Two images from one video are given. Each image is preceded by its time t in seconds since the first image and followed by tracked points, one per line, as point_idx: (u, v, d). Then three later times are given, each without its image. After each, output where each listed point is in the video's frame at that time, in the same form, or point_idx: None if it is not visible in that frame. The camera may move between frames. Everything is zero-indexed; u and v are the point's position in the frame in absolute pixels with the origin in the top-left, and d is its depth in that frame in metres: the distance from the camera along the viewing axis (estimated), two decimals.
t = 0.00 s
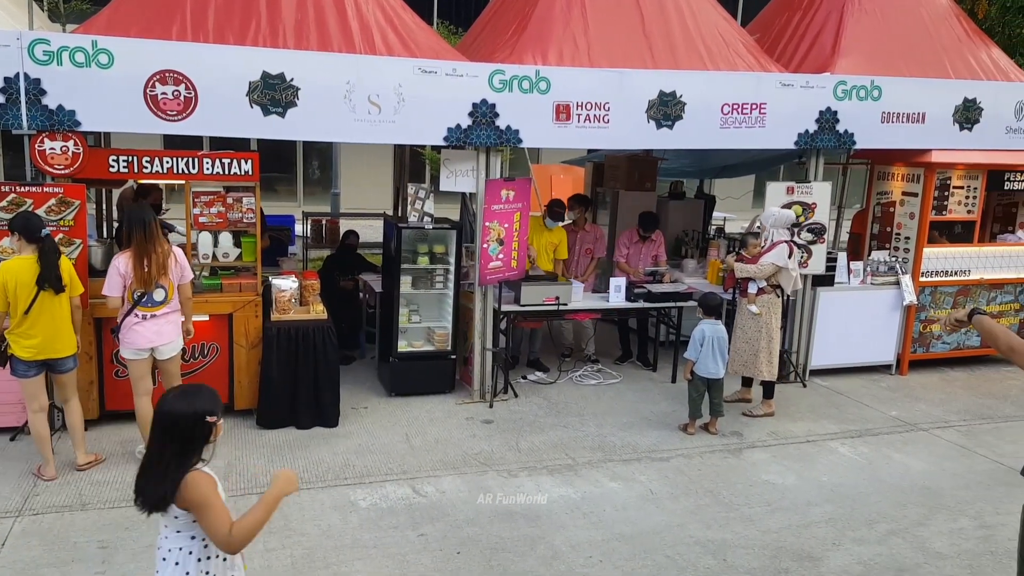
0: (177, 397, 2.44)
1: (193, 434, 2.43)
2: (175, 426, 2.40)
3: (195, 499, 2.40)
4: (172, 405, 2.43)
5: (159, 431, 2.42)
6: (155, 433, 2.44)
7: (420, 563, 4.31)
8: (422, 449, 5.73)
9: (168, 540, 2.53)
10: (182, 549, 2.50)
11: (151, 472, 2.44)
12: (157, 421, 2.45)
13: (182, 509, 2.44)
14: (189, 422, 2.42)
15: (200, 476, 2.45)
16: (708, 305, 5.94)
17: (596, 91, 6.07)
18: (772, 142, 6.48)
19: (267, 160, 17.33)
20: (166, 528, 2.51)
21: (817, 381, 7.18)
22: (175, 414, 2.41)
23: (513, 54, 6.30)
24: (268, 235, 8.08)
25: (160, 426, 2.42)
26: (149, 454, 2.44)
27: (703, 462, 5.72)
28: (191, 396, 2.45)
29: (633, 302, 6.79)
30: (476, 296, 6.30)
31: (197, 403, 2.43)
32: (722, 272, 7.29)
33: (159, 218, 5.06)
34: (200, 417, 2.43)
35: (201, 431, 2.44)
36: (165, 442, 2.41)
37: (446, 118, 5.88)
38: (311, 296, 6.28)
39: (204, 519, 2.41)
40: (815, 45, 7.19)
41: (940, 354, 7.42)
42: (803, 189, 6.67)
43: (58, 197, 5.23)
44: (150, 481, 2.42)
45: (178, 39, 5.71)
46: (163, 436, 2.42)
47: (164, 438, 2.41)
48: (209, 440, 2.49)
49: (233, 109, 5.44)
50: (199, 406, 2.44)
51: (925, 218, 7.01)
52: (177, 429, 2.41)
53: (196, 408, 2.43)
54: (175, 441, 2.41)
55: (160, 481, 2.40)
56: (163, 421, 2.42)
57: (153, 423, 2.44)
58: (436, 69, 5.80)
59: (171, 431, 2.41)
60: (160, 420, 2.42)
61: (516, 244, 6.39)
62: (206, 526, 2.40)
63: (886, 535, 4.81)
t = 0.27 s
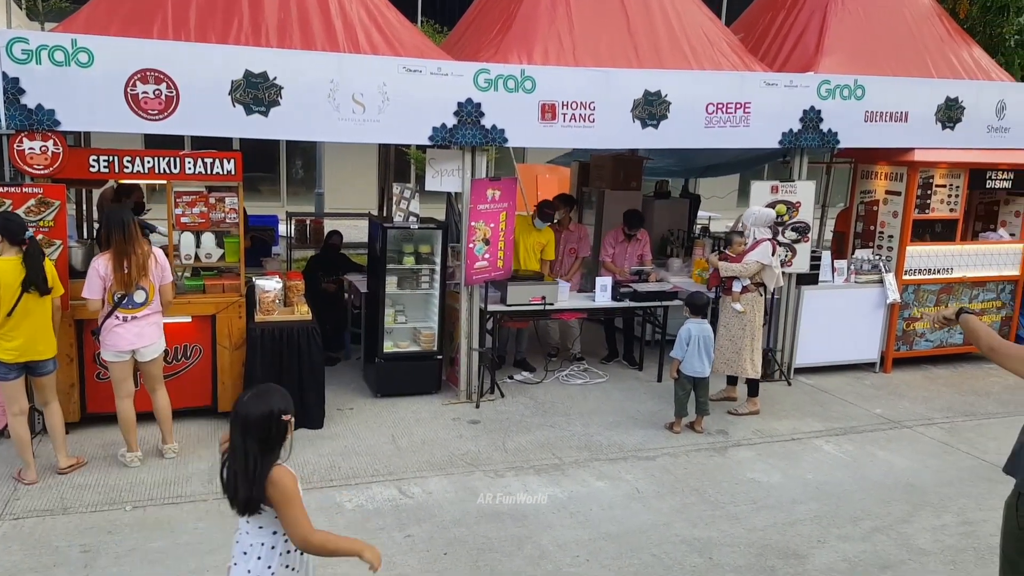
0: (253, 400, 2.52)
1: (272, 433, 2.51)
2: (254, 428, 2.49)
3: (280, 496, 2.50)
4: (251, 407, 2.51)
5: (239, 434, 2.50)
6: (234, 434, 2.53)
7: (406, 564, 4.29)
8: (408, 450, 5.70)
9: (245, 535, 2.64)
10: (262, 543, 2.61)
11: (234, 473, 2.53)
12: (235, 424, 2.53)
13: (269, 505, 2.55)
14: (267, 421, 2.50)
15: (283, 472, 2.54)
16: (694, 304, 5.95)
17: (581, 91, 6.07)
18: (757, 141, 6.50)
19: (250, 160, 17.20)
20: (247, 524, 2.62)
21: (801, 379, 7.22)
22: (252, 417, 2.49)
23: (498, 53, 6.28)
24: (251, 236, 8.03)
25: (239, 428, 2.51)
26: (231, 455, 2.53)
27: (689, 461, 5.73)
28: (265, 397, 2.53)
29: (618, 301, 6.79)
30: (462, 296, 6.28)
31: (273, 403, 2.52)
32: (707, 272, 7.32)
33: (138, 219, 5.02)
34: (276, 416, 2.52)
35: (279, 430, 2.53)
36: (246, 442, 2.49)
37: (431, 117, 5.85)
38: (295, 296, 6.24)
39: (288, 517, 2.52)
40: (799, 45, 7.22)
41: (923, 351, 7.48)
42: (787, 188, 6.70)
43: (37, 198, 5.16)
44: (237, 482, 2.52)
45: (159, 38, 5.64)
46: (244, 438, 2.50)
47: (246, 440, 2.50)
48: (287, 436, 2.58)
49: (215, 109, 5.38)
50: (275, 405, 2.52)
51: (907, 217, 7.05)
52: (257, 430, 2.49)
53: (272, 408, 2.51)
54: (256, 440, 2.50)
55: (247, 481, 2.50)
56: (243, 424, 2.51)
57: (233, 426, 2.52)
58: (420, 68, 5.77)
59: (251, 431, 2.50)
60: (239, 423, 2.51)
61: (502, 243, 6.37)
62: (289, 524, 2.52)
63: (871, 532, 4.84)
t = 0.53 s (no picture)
0: (322, 378, 2.59)
1: (338, 414, 2.57)
2: (320, 404, 2.55)
3: (336, 477, 2.53)
4: (319, 384, 2.58)
5: (305, 408, 2.56)
6: (299, 410, 2.58)
7: (389, 566, 4.26)
8: (389, 451, 5.67)
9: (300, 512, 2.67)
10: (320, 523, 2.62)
11: (292, 449, 2.57)
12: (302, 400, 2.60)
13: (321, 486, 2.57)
14: (334, 400, 2.56)
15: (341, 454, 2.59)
16: (674, 301, 5.98)
17: (560, 90, 6.07)
18: (734, 140, 6.55)
19: (224, 159, 16.98)
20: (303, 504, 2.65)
21: (778, 375, 7.31)
22: (320, 393, 2.56)
23: (477, 51, 6.26)
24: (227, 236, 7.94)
25: (305, 404, 2.57)
26: (293, 430, 2.58)
27: (669, 458, 5.77)
28: (334, 377, 2.60)
29: (598, 300, 6.83)
30: (443, 295, 6.26)
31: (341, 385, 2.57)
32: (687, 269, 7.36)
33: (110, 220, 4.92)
34: (343, 398, 2.58)
35: (344, 412, 2.58)
36: (311, 418, 2.54)
37: (410, 115, 5.81)
38: (273, 298, 6.16)
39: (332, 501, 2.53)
40: (775, 45, 7.30)
41: (897, 347, 7.61)
42: (764, 186, 6.76)
43: (7, 198, 5.04)
44: (294, 456, 2.56)
45: (133, 34, 5.53)
46: (308, 414, 2.56)
47: (311, 416, 2.56)
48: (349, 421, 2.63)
49: (190, 107, 5.30)
50: (343, 387, 2.57)
51: (881, 214, 7.17)
52: (323, 408, 2.55)
53: (341, 388, 2.57)
54: (320, 420, 2.55)
55: (306, 456, 2.54)
56: (310, 400, 2.57)
57: (300, 401, 2.58)
58: (399, 67, 5.73)
59: (316, 410, 2.56)
60: (306, 398, 2.57)
61: (482, 243, 6.34)
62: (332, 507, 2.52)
63: (848, 525, 4.91)
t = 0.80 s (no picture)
0: (377, 382, 2.63)
1: (394, 416, 2.62)
2: (377, 409, 2.59)
3: (399, 479, 2.62)
4: (374, 388, 2.61)
5: (363, 413, 2.61)
6: (355, 414, 2.63)
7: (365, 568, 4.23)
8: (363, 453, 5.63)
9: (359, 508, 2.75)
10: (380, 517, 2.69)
11: (352, 449, 2.65)
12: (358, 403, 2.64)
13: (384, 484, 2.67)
14: (390, 403, 2.61)
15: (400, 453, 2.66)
16: (648, 300, 6.02)
17: (533, 89, 6.08)
18: (705, 139, 6.61)
19: (191, 158, 16.72)
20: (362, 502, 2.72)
21: (749, 371, 7.41)
22: (376, 399, 2.60)
23: (449, 49, 6.24)
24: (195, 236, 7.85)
25: (362, 408, 2.62)
26: (352, 433, 2.64)
27: (643, 455, 5.81)
28: (388, 380, 2.63)
29: (572, 299, 6.87)
30: (417, 295, 6.25)
31: (394, 385, 2.62)
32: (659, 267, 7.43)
33: (75, 222, 4.80)
34: (399, 399, 2.63)
35: (400, 413, 2.63)
36: (369, 423, 2.60)
37: (383, 114, 5.77)
38: (243, 299, 6.10)
39: (397, 501, 2.63)
40: (744, 44, 7.39)
41: (864, 343, 7.74)
42: (734, 185, 6.83)
43: None
44: (355, 458, 2.63)
45: (98, 31, 5.40)
46: (366, 419, 2.61)
47: (369, 421, 2.60)
48: (405, 419, 2.69)
49: (158, 106, 5.20)
50: (397, 388, 2.63)
51: (848, 212, 7.30)
52: (380, 412, 2.60)
53: (396, 391, 2.62)
54: (379, 422, 2.60)
55: (368, 459, 2.62)
56: (367, 404, 2.61)
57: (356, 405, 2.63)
58: (371, 65, 5.68)
59: (373, 412, 2.61)
60: (364, 403, 2.61)
61: (456, 242, 6.32)
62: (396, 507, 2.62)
63: (818, 518, 5.00)
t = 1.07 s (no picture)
0: (401, 370, 2.67)
1: (424, 399, 2.66)
2: (406, 395, 2.63)
3: (439, 459, 2.66)
4: (401, 375, 2.66)
5: (393, 401, 2.65)
6: (386, 403, 2.67)
7: (336, 570, 4.20)
8: (332, 455, 5.59)
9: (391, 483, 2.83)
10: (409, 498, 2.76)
11: (388, 438, 2.68)
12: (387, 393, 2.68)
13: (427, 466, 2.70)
14: (418, 388, 2.65)
15: (435, 434, 2.70)
16: (616, 298, 6.09)
17: (501, 87, 6.07)
18: (670, 138, 6.67)
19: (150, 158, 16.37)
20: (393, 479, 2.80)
21: (714, 367, 7.51)
22: (404, 385, 2.64)
23: (416, 47, 6.20)
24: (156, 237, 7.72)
25: (391, 396, 2.66)
26: (384, 423, 2.68)
27: (612, 451, 5.86)
28: (412, 366, 2.68)
29: (542, 297, 6.90)
30: (385, 295, 6.21)
31: (422, 369, 2.67)
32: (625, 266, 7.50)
33: (30, 221, 4.67)
34: (427, 382, 2.67)
35: (430, 395, 2.68)
36: (401, 409, 2.64)
37: (349, 112, 5.72)
38: (206, 300, 5.97)
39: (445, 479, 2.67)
40: (708, 44, 7.47)
41: (826, 338, 7.91)
42: (699, 184, 6.93)
43: None
44: (393, 447, 2.66)
45: (54, 28, 5.27)
46: (396, 407, 2.65)
47: (400, 409, 2.64)
48: (435, 402, 2.73)
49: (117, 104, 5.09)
50: (424, 372, 2.68)
51: (810, 209, 7.43)
52: (411, 398, 2.63)
53: (422, 375, 2.66)
54: (410, 407, 2.64)
55: (406, 445, 2.65)
56: (395, 392, 2.65)
57: (385, 395, 2.67)
58: (336, 62, 5.63)
59: (404, 399, 2.64)
60: (392, 390, 2.65)
61: (425, 242, 6.30)
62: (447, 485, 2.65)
63: (782, 510, 5.10)
